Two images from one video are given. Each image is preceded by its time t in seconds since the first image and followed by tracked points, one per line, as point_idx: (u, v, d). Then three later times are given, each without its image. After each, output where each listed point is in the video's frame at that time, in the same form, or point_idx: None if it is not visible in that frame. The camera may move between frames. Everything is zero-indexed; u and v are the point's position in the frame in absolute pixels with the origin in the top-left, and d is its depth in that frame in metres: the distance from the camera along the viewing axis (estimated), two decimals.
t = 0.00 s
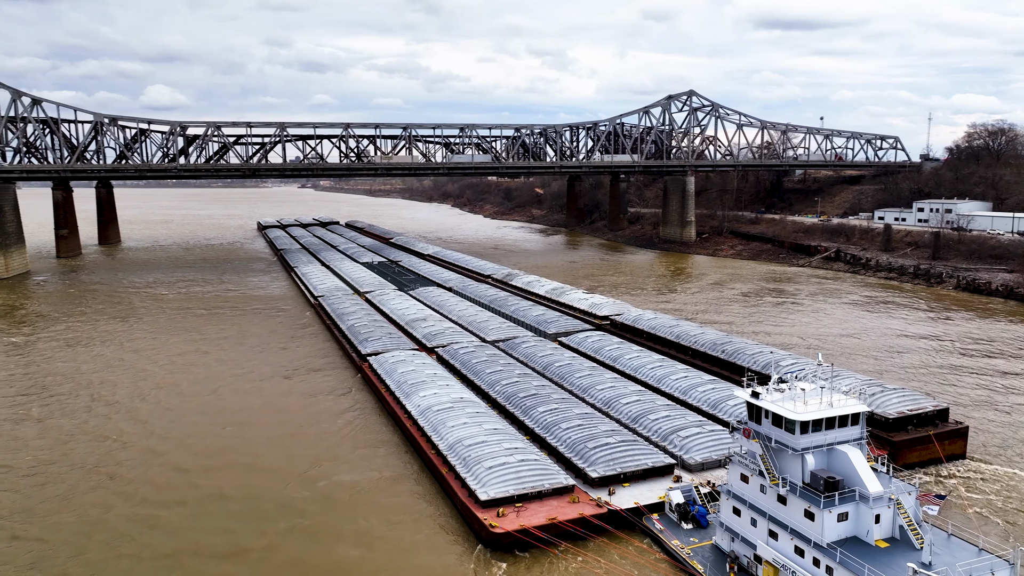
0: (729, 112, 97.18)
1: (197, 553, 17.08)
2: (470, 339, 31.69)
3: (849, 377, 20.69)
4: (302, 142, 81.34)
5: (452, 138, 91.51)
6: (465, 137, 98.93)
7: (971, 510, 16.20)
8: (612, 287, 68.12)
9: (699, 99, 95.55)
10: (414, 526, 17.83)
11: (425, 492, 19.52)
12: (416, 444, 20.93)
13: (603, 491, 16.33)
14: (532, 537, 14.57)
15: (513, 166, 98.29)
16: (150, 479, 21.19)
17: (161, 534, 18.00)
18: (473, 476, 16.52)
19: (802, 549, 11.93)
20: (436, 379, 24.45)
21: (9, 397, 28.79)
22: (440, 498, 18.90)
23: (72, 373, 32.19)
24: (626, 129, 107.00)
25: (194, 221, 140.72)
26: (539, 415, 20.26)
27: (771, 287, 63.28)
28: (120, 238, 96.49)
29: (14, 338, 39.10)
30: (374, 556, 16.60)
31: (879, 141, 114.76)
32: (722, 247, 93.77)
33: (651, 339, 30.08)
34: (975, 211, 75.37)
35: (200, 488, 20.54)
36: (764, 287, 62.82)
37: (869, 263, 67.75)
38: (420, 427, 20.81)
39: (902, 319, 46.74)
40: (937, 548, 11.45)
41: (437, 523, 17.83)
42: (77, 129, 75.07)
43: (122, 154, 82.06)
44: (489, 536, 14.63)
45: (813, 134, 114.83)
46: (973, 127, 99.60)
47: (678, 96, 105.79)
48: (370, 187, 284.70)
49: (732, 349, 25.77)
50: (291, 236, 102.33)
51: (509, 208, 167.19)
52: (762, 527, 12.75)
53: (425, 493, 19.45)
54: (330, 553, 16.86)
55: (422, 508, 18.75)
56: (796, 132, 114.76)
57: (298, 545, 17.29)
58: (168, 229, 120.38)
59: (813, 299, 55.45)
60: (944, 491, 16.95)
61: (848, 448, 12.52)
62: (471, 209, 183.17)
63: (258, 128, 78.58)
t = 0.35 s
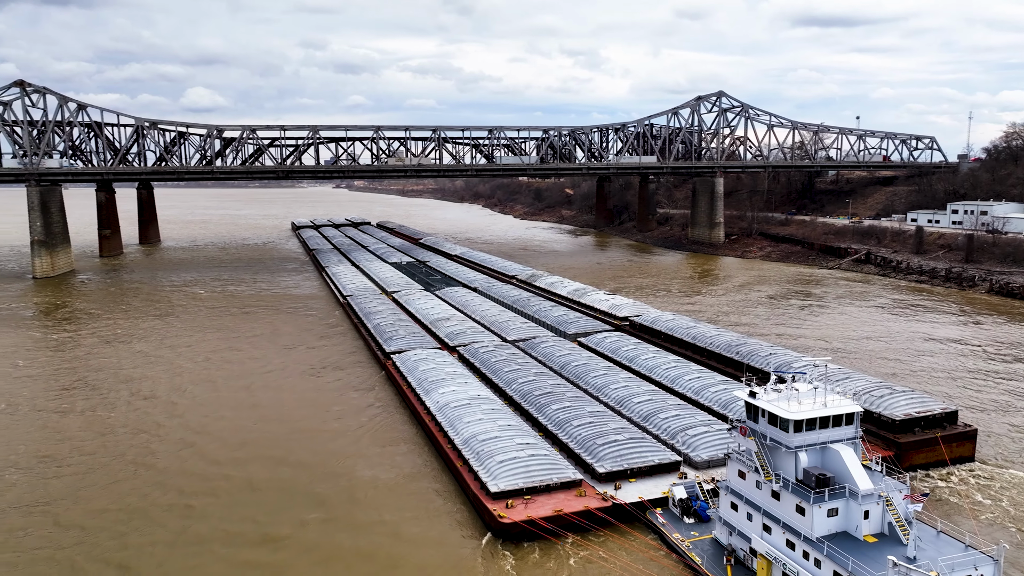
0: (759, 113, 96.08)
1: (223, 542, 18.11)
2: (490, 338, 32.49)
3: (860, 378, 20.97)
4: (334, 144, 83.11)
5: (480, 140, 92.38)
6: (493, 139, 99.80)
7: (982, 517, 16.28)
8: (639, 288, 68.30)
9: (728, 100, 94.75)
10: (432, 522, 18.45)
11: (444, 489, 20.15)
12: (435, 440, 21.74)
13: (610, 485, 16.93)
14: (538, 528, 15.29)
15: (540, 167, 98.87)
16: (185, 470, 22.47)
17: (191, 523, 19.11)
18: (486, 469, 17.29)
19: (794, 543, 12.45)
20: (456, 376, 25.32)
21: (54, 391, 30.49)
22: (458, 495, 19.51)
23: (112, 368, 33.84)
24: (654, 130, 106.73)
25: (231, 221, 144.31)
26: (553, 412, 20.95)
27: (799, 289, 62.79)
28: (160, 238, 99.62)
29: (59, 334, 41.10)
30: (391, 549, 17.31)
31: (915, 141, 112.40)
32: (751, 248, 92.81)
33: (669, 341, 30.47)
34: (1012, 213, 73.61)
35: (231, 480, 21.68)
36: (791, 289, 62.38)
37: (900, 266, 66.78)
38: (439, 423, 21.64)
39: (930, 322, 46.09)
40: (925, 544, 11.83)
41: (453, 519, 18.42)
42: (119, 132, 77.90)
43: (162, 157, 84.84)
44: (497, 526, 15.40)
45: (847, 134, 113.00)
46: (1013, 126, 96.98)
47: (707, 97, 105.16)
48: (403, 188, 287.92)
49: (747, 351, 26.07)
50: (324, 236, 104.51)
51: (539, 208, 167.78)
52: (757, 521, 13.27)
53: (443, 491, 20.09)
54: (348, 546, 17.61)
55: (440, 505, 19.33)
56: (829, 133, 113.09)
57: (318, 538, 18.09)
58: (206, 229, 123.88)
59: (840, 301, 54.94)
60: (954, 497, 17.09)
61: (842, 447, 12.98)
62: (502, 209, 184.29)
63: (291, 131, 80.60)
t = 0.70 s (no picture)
0: (783, 112, 94.93)
1: (240, 530, 19.06)
2: (505, 336, 33.23)
3: (864, 378, 21.37)
4: (358, 146, 84.54)
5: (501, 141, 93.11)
6: (515, 139, 100.51)
7: (987, 519, 16.48)
8: (658, 288, 68.48)
9: (751, 100, 93.58)
10: (442, 517, 19.03)
11: (456, 486, 20.73)
12: (447, 434, 22.51)
13: (611, 479, 17.57)
14: (539, 517, 16.02)
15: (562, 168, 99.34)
16: (210, 461, 23.61)
17: (213, 512, 20.14)
18: (492, 462, 18.05)
19: (780, 534, 12.99)
20: (469, 373, 26.12)
21: (89, 384, 31.99)
22: (469, 492, 20.11)
23: (142, 363, 35.34)
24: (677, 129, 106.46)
25: (259, 220, 147.16)
26: (561, 408, 21.61)
27: (820, 289, 62.43)
28: (190, 237, 102.18)
29: (94, 330, 42.86)
30: (400, 542, 17.98)
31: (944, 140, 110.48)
32: (773, 248, 92.25)
33: (681, 340, 30.88)
34: None
35: (252, 472, 22.67)
36: (811, 290, 62.08)
37: (924, 267, 66.04)
38: (451, 418, 22.44)
39: (951, 324, 45.68)
40: (906, 536, 12.29)
41: (462, 515, 18.96)
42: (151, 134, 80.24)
43: (192, 158, 87.11)
44: (501, 515, 16.17)
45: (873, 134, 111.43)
46: None
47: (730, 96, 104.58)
48: (429, 187, 290.07)
49: (756, 351, 26.44)
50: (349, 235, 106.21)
51: (562, 208, 168.12)
52: (747, 513, 13.84)
53: (455, 487, 20.67)
54: (359, 538, 18.32)
55: (452, 501, 19.89)
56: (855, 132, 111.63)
57: (331, 530, 18.83)
58: (235, 228, 126.61)
59: (860, 302, 54.59)
60: (958, 498, 17.31)
61: (829, 442, 13.47)
62: (526, 208, 184.92)
63: (316, 132, 82.23)
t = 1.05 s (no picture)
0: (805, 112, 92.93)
1: (254, 519, 19.96)
2: (517, 334, 33.93)
3: (864, 377, 21.89)
4: (379, 146, 85.70)
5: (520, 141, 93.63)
6: (534, 139, 101.02)
7: (981, 517, 16.86)
8: (675, 289, 68.61)
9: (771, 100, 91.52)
10: (450, 506, 19.61)
11: (463, 480, 21.26)
12: (456, 429, 23.24)
13: (611, 472, 18.19)
14: (539, 507, 16.77)
15: (580, 167, 99.70)
16: (231, 452, 24.67)
17: (228, 502, 21.07)
18: (496, 454, 18.76)
19: (765, 525, 13.54)
20: (479, 369, 26.87)
21: (117, 378, 33.35)
22: (476, 486, 20.63)
23: (167, 358, 36.71)
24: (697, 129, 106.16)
25: (283, 219, 149.49)
26: (566, 404, 22.27)
27: (838, 290, 62.14)
28: (216, 236, 104.38)
29: (123, 326, 44.39)
30: (408, 528, 18.62)
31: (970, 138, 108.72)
32: (793, 248, 91.73)
33: (689, 339, 31.29)
34: None
35: (268, 464, 23.58)
36: (828, 291, 61.80)
37: (945, 268, 65.38)
38: (459, 412, 23.19)
39: (968, 325, 45.37)
40: (886, 528, 12.78)
41: (467, 508, 19.44)
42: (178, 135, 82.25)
43: (217, 158, 89.05)
44: (503, 505, 16.93)
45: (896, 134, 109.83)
46: None
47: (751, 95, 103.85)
48: (452, 186, 291.56)
49: (761, 350, 26.83)
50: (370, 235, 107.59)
51: (583, 208, 168.36)
52: (736, 505, 14.41)
53: (462, 481, 21.20)
54: (366, 528, 18.98)
55: (458, 495, 20.38)
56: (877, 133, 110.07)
57: (340, 520, 19.52)
58: (260, 227, 128.84)
59: (878, 303, 54.30)
60: (958, 499, 17.60)
61: (815, 437, 13.98)
62: (547, 208, 185.25)
63: (338, 133, 83.63)
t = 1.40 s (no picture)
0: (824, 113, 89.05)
1: (268, 509, 20.94)
2: (528, 332, 34.69)
3: (863, 376, 22.39)
4: (398, 147, 86.89)
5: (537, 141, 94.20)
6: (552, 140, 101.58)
7: (970, 514, 17.32)
8: (691, 289, 68.84)
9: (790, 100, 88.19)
10: (456, 498, 20.37)
11: (470, 475, 21.88)
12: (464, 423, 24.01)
13: (609, 464, 18.86)
14: (539, 497, 17.52)
15: (598, 168, 100.04)
16: (251, 445, 25.73)
17: (245, 492, 22.13)
18: (500, 446, 19.51)
19: (751, 514, 14.17)
20: (488, 366, 27.66)
21: (144, 372, 34.78)
22: (482, 481, 21.23)
23: (190, 354, 37.98)
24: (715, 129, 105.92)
25: (306, 219, 151.84)
26: (570, 400, 22.94)
27: (855, 291, 61.95)
28: (240, 235, 106.46)
29: (150, 323, 45.99)
30: (415, 518, 19.42)
31: (995, 138, 107.05)
32: (811, 249, 91.22)
33: (697, 339, 31.77)
34: None
35: (284, 457, 24.59)
36: (844, 292, 61.64)
37: (965, 270, 64.82)
38: (468, 406, 23.99)
39: (984, 327, 45.14)
40: (865, 518, 13.32)
41: (472, 501, 20.00)
42: (203, 137, 84.18)
43: (241, 159, 90.97)
44: (504, 494, 17.71)
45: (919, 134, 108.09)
46: None
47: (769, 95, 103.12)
48: (474, 186, 293.03)
49: (765, 349, 27.29)
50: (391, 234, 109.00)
51: (602, 208, 168.54)
52: (725, 496, 15.03)
53: (469, 476, 21.81)
54: (373, 520, 19.65)
55: (464, 489, 20.96)
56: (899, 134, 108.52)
57: (349, 512, 20.26)
58: (283, 227, 131.16)
59: (894, 305, 54.10)
60: (951, 497, 18.03)
61: (802, 432, 14.56)
62: (567, 208, 185.66)
63: (359, 134, 84.96)
